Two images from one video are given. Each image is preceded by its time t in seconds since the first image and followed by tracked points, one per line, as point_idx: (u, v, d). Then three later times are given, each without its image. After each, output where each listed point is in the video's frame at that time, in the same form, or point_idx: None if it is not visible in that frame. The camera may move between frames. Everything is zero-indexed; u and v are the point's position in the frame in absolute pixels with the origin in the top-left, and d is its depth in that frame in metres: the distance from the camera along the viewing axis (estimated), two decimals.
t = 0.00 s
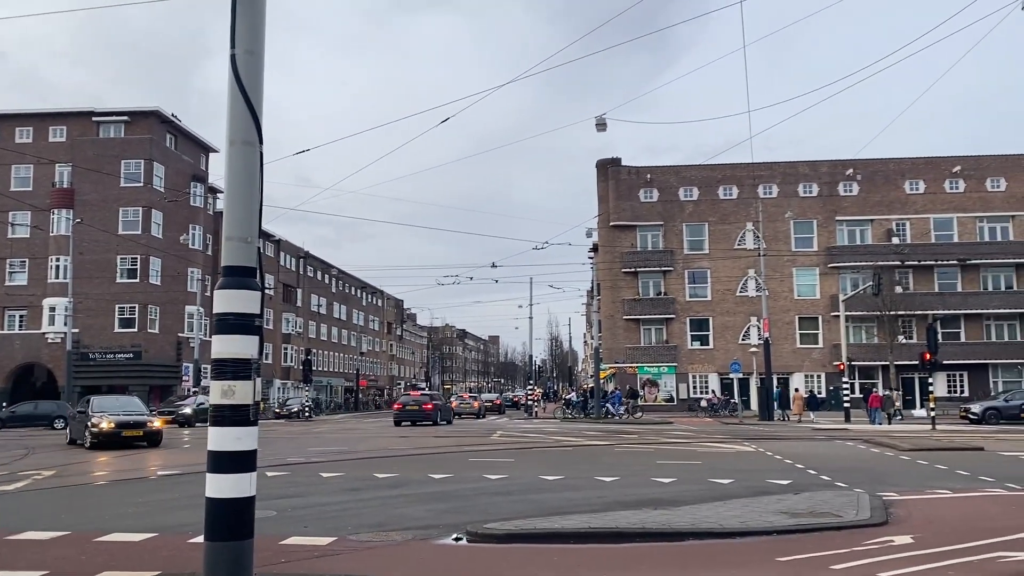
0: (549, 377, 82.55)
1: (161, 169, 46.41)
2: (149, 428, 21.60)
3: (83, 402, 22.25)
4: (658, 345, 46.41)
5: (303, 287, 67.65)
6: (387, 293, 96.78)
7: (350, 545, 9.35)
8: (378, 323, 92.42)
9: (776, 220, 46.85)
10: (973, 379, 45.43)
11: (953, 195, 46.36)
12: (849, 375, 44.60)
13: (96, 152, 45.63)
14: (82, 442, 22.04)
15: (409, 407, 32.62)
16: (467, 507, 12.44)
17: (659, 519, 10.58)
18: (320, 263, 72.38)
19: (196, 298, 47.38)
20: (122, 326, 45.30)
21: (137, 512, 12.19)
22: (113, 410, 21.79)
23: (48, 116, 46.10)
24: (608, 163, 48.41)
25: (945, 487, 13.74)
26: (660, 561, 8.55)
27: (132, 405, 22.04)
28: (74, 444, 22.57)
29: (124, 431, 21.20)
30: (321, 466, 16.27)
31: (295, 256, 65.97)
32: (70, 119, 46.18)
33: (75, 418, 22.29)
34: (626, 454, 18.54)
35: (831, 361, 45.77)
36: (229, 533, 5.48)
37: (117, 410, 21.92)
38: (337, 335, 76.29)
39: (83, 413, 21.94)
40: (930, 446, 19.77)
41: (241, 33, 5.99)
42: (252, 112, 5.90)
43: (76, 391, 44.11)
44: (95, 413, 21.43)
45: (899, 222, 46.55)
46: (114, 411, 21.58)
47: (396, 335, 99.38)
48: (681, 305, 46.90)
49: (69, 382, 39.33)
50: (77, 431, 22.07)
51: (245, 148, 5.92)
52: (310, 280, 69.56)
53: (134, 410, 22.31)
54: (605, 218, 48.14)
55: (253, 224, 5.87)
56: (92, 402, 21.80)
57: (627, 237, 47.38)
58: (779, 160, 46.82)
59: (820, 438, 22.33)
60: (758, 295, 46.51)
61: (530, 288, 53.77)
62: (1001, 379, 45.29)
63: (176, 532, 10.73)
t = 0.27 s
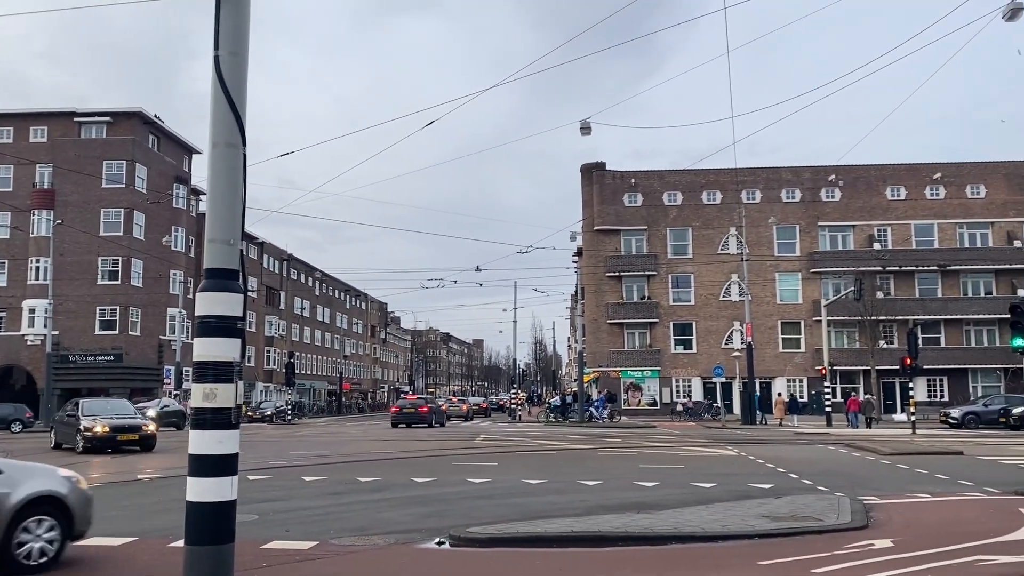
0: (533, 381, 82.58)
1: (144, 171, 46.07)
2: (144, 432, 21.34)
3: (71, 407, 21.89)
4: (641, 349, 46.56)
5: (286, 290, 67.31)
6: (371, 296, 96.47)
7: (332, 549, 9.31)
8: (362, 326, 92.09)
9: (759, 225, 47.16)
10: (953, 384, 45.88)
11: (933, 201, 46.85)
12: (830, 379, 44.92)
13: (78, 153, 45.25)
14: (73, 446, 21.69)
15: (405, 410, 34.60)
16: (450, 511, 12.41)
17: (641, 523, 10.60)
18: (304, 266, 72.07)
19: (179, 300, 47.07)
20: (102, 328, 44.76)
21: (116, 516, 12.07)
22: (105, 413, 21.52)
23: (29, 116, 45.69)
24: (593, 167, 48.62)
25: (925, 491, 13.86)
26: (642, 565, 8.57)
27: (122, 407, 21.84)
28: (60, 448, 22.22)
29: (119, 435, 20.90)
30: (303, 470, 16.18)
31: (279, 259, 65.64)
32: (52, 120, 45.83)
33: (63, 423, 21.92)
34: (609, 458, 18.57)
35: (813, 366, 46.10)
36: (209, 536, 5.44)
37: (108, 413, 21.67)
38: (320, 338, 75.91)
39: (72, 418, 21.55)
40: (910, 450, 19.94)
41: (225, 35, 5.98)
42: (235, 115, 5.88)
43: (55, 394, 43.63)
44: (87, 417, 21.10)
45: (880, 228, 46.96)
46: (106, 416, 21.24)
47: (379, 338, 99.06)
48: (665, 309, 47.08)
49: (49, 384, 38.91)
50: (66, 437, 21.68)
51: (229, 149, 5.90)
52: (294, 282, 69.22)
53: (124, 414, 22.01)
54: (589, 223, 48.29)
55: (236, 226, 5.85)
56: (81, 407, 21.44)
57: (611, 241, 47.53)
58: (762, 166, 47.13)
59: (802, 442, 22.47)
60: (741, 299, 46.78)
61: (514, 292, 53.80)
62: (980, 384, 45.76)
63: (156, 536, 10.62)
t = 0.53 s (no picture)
0: (521, 383, 82.54)
1: (131, 172, 45.83)
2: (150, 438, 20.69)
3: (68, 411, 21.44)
4: (630, 351, 46.66)
5: (274, 291, 67.08)
6: (359, 298, 96.20)
7: (321, 552, 9.29)
8: (351, 328, 91.84)
9: (747, 228, 47.36)
10: (939, 387, 46.21)
11: (920, 205, 47.19)
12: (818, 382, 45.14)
13: (65, 154, 44.99)
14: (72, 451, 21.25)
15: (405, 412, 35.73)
16: (439, 513, 12.37)
17: (629, 526, 10.62)
18: (293, 268, 71.83)
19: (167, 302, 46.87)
20: (89, 330, 44.41)
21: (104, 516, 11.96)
22: (104, 416, 21.15)
23: (15, 117, 45.43)
24: (582, 170, 48.74)
25: (911, 493, 13.97)
26: (633, 566, 8.59)
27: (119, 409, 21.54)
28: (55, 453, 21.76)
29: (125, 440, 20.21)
30: (292, 472, 16.11)
31: (267, 260, 65.40)
32: (39, 120, 45.57)
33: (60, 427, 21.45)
34: (598, 460, 18.59)
35: (801, 368, 46.35)
36: (199, 539, 5.43)
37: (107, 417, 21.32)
38: (308, 339, 75.61)
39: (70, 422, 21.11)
40: (897, 452, 20.08)
41: (215, 37, 5.97)
42: (224, 116, 5.86)
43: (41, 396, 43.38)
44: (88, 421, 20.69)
45: (868, 231, 47.26)
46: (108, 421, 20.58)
47: (368, 340, 98.82)
48: (654, 312, 47.21)
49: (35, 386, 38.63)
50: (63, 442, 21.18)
51: (218, 151, 5.88)
52: (282, 284, 68.99)
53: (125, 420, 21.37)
54: (578, 225, 48.36)
55: (225, 227, 5.83)
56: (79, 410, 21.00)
57: (600, 244, 47.63)
58: (751, 169, 47.34)
59: (790, 444, 22.58)
60: (729, 302, 46.99)
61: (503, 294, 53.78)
62: (966, 386, 46.14)
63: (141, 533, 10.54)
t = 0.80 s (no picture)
0: (515, 384, 82.56)
1: (125, 172, 45.70)
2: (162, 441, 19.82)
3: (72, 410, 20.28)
4: (624, 352, 46.73)
5: (268, 292, 66.96)
6: (353, 299, 96.08)
7: (316, 553, 9.28)
8: (345, 328, 91.69)
9: (741, 229, 47.47)
10: (932, 387, 46.38)
11: (913, 206, 47.37)
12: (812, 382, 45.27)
13: (58, 154, 44.84)
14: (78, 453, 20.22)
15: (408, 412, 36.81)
16: (433, 514, 12.37)
17: (623, 526, 10.64)
18: (286, 268, 71.72)
19: (160, 303, 46.75)
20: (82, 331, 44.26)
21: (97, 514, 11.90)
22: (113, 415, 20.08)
23: (8, 117, 45.29)
24: (576, 170, 48.78)
25: (904, 493, 14.01)
26: (627, 566, 8.61)
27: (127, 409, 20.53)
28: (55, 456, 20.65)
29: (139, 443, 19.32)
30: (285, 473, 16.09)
31: (261, 261, 65.29)
32: (31, 120, 45.42)
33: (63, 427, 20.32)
34: (592, 460, 18.62)
35: (794, 369, 46.47)
36: (192, 539, 5.42)
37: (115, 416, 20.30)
38: (302, 340, 75.47)
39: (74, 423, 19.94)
40: (890, 452, 20.14)
41: (209, 36, 5.96)
42: (219, 116, 5.86)
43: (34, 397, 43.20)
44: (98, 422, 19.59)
45: (861, 232, 47.43)
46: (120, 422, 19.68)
47: (361, 340, 98.71)
48: (648, 312, 47.28)
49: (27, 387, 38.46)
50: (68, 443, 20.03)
51: (211, 151, 5.87)
52: (276, 285, 68.83)
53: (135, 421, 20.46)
54: (572, 226, 48.41)
55: (218, 227, 5.82)
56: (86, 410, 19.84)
57: (594, 244, 47.69)
58: (745, 170, 47.45)
59: (783, 444, 22.63)
60: (723, 302, 47.09)
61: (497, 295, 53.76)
62: (959, 387, 46.34)
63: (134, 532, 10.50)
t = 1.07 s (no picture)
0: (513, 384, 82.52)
1: (122, 172, 45.66)
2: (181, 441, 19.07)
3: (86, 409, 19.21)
4: (622, 352, 46.75)
5: (266, 292, 66.92)
6: (351, 299, 96.06)
7: (314, 553, 9.27)
8: (342, 328, 91.67)
9: (739, 229, 47.52)
10: (930, 386, 46.44)
11: (911, 206, 47.44)
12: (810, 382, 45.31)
13: (55, 155, 44.79)
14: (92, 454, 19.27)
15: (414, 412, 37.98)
16: (431, 514, 12.34)
17: (622, 526, 10.63)
18: (284, 268, 71.68)
19: (158, 303, 46.71)
20: (80, 331, 44.19)
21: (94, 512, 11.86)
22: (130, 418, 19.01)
23: (5, 117, 45.26)
24: (574, 170, 48.80)
25: (902, 493, 14.01)
26: (626, 566, 8.61)
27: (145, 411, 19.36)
28: (66, 456, 19.66)
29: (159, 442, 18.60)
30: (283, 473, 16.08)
31: (259, 261, 65.25)
32: (28, 120, 45.42)
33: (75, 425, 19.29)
34: (590, 461, 18.62)
35: (792, 368, 46.51)
36: (191, 540, 5.43)
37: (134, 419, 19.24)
38: (299, 340, 75.40)
39: (89, 424, 18.88)
40: (888, 452, 20.16)
41: (207, 37, 5.95)
42: (217, 116, 5.85)
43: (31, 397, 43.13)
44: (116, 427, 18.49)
45: (858, 231, 47.48)
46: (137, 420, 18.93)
47: (359, 340, 98.72)
48: (646, 312, 47.30)
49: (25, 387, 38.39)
50: (81, 444, 19.05)
51: (210, 151, 5.87)
52: (274, 285, 68.78)
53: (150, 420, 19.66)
54: (570, 226, 48.44)
55: (216, 227, 5.82)
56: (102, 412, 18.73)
57: (592, 244, 47.71)
58: (742, 170, 47.48)
59: (781, 444, 22.65)
60: (721, 302, 47.15)
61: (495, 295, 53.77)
62: (956, 386, 46.42)
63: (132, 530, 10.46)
